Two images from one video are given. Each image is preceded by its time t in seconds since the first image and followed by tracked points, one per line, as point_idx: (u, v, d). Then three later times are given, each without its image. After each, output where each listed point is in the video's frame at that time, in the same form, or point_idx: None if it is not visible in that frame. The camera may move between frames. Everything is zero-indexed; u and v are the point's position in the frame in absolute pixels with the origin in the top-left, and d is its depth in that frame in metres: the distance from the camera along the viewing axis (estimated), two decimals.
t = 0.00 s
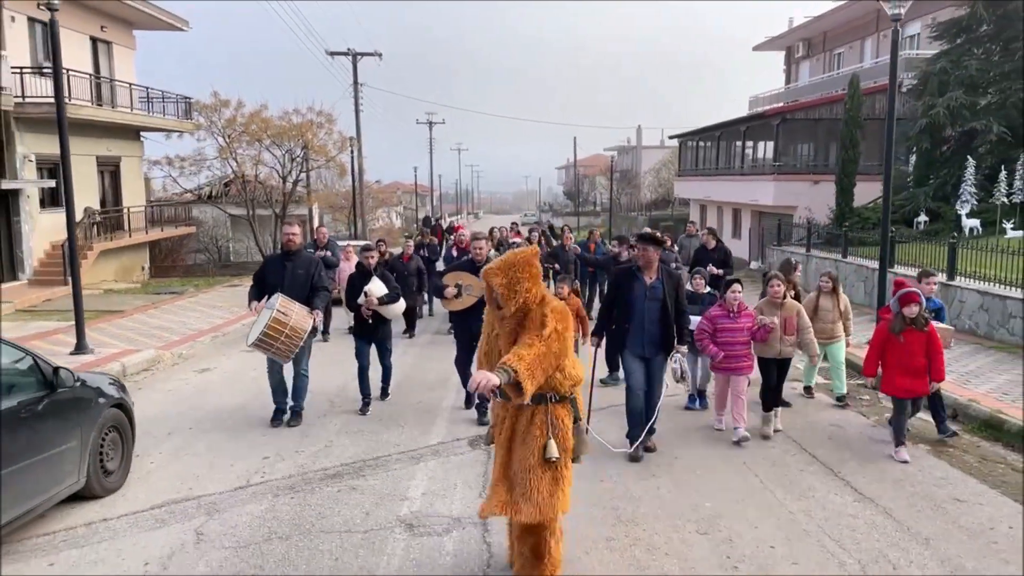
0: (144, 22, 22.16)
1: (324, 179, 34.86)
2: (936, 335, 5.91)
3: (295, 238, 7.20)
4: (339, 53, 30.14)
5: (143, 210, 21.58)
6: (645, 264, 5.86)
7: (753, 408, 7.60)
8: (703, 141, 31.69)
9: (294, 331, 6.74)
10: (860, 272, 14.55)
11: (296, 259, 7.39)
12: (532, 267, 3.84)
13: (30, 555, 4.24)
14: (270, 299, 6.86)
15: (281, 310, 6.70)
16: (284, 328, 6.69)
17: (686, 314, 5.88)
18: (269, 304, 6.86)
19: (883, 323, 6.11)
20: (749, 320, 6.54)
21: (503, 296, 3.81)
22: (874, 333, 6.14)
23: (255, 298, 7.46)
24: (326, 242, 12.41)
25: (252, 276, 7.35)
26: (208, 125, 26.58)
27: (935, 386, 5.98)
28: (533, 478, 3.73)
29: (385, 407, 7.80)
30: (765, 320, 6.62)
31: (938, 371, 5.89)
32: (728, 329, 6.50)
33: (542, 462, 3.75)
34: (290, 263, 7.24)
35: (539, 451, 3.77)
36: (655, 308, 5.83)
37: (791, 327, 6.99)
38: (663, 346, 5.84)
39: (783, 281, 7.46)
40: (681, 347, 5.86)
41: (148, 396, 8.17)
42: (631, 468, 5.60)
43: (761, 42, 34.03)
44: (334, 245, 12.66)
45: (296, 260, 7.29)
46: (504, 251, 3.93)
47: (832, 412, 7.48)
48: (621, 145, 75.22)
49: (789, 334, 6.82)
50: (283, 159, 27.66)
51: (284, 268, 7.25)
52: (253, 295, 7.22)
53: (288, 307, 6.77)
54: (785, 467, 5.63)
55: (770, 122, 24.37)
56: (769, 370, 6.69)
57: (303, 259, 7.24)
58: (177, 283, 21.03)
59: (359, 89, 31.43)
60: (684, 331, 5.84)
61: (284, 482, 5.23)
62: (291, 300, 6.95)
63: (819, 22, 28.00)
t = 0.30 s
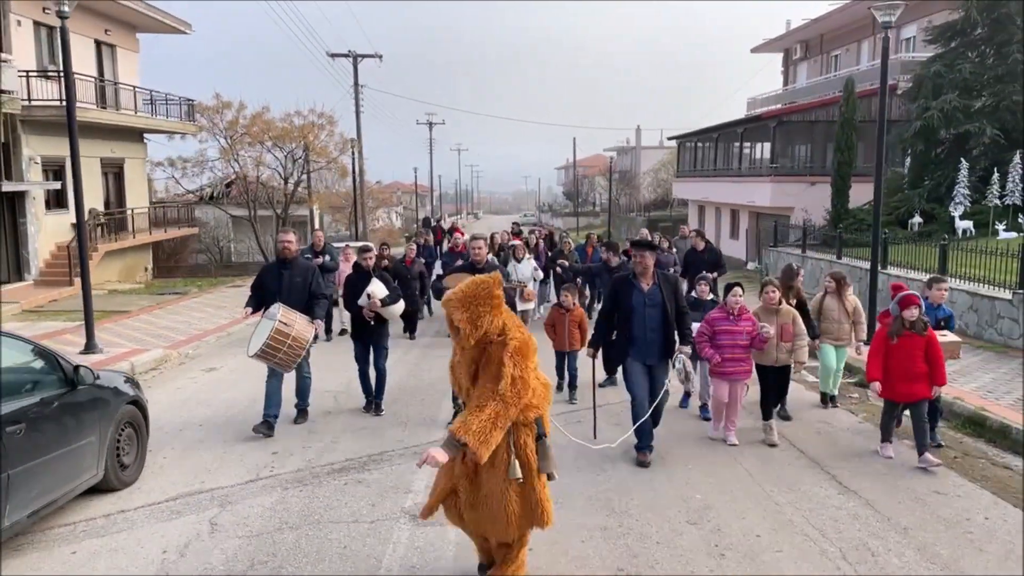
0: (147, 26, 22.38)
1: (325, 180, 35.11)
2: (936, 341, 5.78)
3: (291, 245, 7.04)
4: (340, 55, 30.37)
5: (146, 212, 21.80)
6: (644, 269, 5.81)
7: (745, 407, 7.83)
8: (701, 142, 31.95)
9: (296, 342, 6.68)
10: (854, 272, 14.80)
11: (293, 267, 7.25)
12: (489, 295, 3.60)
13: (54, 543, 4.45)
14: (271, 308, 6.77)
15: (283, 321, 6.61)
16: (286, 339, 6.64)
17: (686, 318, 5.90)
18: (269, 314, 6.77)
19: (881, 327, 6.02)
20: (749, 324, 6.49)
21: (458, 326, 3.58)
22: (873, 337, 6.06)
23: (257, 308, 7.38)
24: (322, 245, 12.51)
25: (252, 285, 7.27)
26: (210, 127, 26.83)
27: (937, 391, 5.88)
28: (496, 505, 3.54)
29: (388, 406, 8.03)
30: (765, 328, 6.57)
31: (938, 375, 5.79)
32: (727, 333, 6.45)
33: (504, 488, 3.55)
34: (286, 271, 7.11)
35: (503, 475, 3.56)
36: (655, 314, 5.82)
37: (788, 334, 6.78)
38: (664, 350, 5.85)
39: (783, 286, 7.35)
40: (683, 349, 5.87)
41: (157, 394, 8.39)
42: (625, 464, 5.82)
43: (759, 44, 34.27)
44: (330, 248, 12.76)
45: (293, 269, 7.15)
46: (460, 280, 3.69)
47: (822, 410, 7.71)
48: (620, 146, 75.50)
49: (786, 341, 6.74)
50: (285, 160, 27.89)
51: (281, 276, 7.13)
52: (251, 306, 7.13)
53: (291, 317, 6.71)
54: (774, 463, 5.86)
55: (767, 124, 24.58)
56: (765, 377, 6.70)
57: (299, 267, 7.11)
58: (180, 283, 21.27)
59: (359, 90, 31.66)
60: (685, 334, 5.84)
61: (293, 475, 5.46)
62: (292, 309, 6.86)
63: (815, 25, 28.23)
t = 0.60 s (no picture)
0: (150, 30, 22.64)
1: (326, 182, 35.37)
2: (941, 346, 5.77)
3: (282, 244, 7.24)
4: (341, 59, 30.63)
5: (149, 214, 22.03)
6: (641, 270, 5.89)
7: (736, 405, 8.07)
8: (699, 145, 32.21)
9: (291, 340, 6.73)
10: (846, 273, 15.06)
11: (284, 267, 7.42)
12: (418, 314, 3.79)
13: (73, 529, 4.68)
14: (265, 307, 6.82)
15: (277, 319, 6.68)
16: (281, 337, 6.68)
17: (683, 315, 5.98)
18: (262, 313, 6.83)
19: (889, 328, 6.03)
20: (743, 327, 6.39)
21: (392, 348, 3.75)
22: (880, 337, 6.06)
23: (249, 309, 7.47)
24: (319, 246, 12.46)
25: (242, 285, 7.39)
26: (212, 130, 27.10)
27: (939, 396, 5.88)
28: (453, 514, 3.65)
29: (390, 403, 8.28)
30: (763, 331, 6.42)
31: (939, 381, 5.79)
32: (720, 336, 6.41)
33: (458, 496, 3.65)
34: (279, 271, 7.27)
35: (460, 485, 3.66)
36: (652, 313, 5.89)
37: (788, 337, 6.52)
38: (663, 349, 5.93)
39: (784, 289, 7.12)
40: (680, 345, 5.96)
41: (166, 391, 8.65)
42: (618, 457, 6.09)
43: (756, 47, 34.53)
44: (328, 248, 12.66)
45: (285, 267, 7.34)
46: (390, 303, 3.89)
47: (811, 407, 7.96)
48: (619, 148, 75.82)
49: (786, 345, 6.48)
50: (286, 163, 28.15)
51: (273, 275, 7.28)
52: (243, 305, 7.21)
53: (285, 315, 6.79)
54: (761, 457, 6.11)
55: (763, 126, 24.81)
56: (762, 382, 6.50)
57: (291, 265, 7.29)
58: (183, 285, 21.52)
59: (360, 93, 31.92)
60: (683, 331, 5.92)
61: (299, 466, 5.70)
62: (285, 309, 6.92)
63: (812, 28, 28.49)
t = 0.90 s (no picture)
0: (155, 37, 22.91)
1: (327, 188, 35.61)
2: (941, 354, 5.62)
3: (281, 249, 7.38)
4: (342, 65, 30.91)
5: (154, 219, 22.29)
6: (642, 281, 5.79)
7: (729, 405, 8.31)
8: (697, 150, 32.47)
9: (289, 343, 6.37)
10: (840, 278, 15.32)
11: (284, 270, 7.61)
12: (367, 330, 3.43)
13: (94, 519, 4.91)
14: (261, 310, 6.48)
15: (275, 322, 6.36)
16: (278, 340, 6.36)
17: (680, 326, 5.90)
18: (259, 316, 6.47)
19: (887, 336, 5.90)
20: (744, 332, 6.34)
21: (345, 376, 3.34)
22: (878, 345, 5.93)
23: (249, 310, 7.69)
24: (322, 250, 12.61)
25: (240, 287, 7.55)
26: (215, 136, 27.39)
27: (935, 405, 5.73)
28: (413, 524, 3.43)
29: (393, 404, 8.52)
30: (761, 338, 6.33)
31: (936, 390, 5.65)
32: (722, 341, 6.29)
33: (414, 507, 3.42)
34: (277, 275, 7.44)
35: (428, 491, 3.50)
36: (649, 325, 5.85)
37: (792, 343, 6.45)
38: (657, 358, 5.88)
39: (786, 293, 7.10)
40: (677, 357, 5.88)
41: (174, 392, 8.88)
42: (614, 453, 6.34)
43: (754, 53, 34.77)
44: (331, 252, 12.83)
45: (285, 272, 7.52)
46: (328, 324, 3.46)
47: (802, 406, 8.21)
48: (619, 153, 76.17)
49: (791, 351, 6.43)
50: (289, 169, 28.42)
51: (272, 279, 7.45)
52: (242, 309, 7.39)
53: (280, 318, 6.44)
54: (751, 454, 6.35)
55: (760, 132, 25.08)
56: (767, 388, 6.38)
57: (290, 269, 7.45)
58: (187, 289, 21.77)
59: (361, 99, 32.21)
60: (680, 341, 5.85)
61: (308, 460, 5.95)
62: (281, 312, 6.57)
63: (809, 35, 28.76)
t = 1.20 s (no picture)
0: (160, 46, 23.23)
1: (329, 195, 35.93)
2: (934, 354, 5.71)
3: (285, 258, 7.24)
4: (344, 73, 31.24)
5: (158, 225, 22.56)
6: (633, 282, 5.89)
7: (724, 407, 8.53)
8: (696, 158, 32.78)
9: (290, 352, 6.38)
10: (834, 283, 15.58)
11: (286, 277, 7.55)
12: (295, 362, 3.00)
13: (112, 510, 5.14)
14: (264, 320, 6.57)
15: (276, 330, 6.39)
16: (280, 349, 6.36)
17: (676, 331, 5.92)
18: (262, 326, 6.57)
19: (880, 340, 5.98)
20: (748, 338, 6.24)
21: (271, 416, 2.91)
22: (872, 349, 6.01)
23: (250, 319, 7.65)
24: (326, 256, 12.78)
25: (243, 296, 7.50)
26: (218, 143, 27.71)
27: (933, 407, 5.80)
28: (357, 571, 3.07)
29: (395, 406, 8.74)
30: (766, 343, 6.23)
31: (932, 391, 5.72)
32: (726, 347, 6.20)
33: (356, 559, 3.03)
34: (280, 283, 7.39)
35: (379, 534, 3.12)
36: (641, 328, 5.95)
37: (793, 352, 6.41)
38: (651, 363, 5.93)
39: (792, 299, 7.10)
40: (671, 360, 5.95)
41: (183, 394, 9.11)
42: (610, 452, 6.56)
43: (752, 61, 35.11)
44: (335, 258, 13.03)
45: (288, 280, 7.46)
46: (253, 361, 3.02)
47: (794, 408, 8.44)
48: (618, 161, 76.58)
49: (792, 359, 6.39)
50: (291, 176, 28.71)
51: (276, 286, 7.40)
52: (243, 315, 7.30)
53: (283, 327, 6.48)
54: (742, 453, 6.58)
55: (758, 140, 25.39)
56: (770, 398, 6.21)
57: (292, 276, 7.40)
58: (190, 294, 22.02)
59: (362, 107, 32.54)
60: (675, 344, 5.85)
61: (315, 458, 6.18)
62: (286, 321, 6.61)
63: (806, 44, 29.08)
